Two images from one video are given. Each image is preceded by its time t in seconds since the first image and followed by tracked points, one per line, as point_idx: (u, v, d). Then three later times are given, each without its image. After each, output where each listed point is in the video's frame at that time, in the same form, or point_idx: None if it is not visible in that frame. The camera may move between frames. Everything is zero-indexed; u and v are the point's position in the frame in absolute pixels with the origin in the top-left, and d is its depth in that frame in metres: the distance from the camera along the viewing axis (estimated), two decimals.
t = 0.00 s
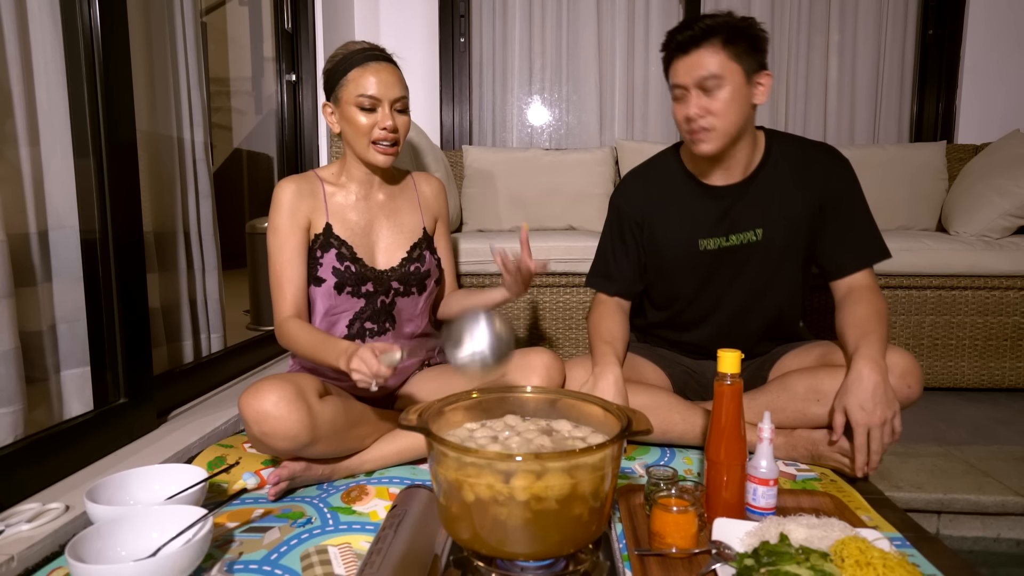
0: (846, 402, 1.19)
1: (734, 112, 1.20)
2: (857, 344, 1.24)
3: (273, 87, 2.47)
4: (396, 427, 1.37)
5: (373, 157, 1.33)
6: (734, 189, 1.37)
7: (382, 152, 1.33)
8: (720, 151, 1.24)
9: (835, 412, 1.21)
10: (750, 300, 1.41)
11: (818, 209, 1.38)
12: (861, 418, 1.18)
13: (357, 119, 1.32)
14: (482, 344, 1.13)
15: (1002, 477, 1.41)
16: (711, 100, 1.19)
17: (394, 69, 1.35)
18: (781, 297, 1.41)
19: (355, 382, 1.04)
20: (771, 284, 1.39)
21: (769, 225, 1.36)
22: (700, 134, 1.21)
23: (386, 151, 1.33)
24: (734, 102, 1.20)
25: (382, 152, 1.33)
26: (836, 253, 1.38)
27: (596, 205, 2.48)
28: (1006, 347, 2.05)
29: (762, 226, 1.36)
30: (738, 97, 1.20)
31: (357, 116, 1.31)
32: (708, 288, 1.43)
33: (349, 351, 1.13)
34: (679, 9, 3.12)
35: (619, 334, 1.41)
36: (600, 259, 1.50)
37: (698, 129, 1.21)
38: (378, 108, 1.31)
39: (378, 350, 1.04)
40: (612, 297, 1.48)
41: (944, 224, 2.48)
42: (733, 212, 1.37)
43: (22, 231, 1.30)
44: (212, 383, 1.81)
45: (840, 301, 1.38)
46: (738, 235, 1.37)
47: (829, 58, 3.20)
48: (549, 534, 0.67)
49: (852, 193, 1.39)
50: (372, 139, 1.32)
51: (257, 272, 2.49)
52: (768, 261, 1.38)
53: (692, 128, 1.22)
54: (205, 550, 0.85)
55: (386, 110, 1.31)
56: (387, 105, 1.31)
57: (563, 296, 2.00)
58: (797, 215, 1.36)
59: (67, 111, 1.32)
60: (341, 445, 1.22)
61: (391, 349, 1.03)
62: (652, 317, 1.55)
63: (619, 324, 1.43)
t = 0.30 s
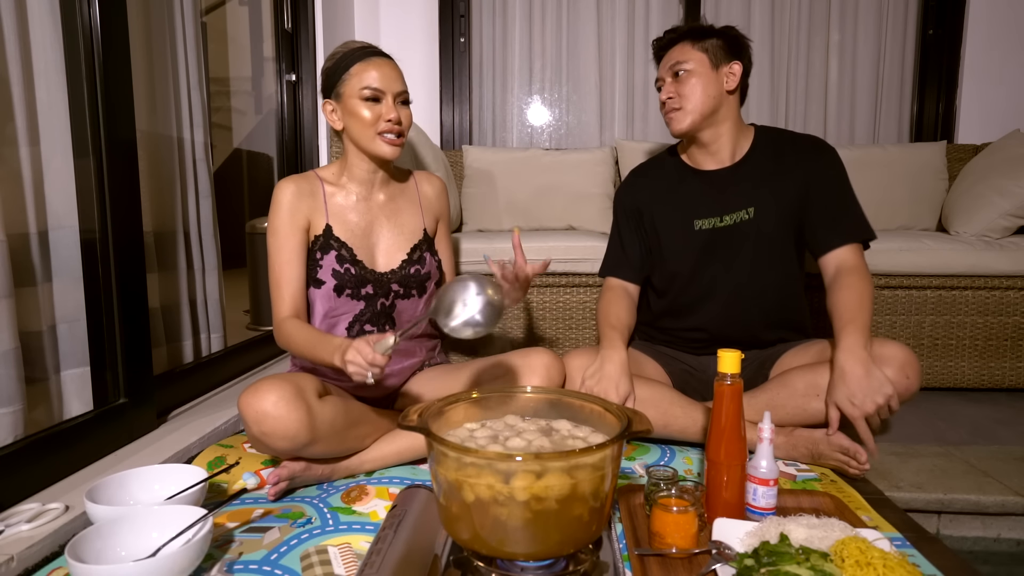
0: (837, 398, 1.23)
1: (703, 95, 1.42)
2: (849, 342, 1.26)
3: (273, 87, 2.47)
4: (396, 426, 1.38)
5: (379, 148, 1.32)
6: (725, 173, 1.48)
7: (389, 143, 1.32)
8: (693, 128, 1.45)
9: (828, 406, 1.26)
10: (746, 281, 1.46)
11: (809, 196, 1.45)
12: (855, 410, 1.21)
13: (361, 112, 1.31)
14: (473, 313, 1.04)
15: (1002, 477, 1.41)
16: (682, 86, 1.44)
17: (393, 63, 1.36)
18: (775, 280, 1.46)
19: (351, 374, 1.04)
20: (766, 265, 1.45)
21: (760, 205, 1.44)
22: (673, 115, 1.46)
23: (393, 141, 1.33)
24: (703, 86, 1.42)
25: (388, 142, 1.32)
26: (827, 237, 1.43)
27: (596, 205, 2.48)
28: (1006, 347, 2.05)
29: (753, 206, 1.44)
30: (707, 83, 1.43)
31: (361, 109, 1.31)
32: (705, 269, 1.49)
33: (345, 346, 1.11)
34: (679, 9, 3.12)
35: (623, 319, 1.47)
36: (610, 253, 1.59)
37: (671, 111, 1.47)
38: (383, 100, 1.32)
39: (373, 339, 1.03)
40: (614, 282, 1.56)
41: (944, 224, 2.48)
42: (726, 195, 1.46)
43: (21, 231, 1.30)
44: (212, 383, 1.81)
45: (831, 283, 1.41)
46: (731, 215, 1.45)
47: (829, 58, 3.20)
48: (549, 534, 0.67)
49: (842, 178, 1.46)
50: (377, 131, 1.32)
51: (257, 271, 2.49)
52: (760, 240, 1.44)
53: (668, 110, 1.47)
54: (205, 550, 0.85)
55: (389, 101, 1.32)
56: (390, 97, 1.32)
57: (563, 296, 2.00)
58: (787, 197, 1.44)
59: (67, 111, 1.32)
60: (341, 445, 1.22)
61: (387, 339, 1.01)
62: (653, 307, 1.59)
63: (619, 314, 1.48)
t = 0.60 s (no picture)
0: (835, 382, 1.23)
1: (709, 92, 1.44)
2: (846, 331, 1.27)
3: (273, 87, 2.48)
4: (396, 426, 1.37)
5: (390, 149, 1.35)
6: (730, 168, 1.49)
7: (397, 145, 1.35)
8: (699, 125, 1.46)
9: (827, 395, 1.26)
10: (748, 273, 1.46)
11: (812, 191, 1.46)
12: (852, 399, 1.21)
13: (371, 112, 1.32)
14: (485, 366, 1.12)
15: (1002, 477, 1.41)
16: (688, 84, 1.46)
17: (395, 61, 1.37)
18: (776, 274, 1.46)
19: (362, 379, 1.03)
20: (770, 258, 1.46)
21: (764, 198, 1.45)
22: (680, 113, 1.48)
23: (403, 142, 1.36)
24: (708, 84, 1.45)
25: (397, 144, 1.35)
26: (826, 230, 1.45)
27: (596, 205, 2.47)
28: (1006, 346, 2.05)
29: (757, 198, 1.45)
30: (713, 81, 1.45)
31: (371, 108, 1.32)
32: (709, 262, 1.49)
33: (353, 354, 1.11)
34: (679, 9, 3.12)
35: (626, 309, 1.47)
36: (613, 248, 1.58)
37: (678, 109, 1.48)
38: (393, 100, 1.34)
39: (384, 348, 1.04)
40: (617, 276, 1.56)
41: (944, 224, 2.48)
42: (730, 187, 1.48)
43: (22, 230, 1.30)
44: (212, 383, 1.81)
45: (827, 276, 1.43)
46: (735, 207, 1.46)
47: (829, 58, 3.20)
48: (549, 534, 0.67)
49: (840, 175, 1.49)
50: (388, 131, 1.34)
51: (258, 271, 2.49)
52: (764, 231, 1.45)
53: (674, 108, 1.49)
54: (205, 550, 0.85)
55: (399, 103, 1.35)
56: (400, 98, 1.35)
57: (563, 296, 2.01)
58: (789, 188, 1.46)
59: (67, 112, 1.32)
60: (341, 445, 1.22)
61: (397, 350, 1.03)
62: (656, 302, 1.59)
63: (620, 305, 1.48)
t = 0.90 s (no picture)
0: (836, 388, 1.23)
1: (720, 96, 1.43)
2: (849, 336, 1.27)
3: (273, 87, 2.48)
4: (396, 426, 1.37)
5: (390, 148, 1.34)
6: (734, 172, 1.49)
7: (399, 145, 1.35)
8: (709, 129, 1.46)
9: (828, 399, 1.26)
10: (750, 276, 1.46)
11: (818, 197, 1.47)
12: (852, 405, 1.21)
13: (373, 111, 1.32)
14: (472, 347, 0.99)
15: (1002, 477, 1.41)
16: (700, 85, 1.44)
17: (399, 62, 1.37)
18: (778, 277, 1.46)
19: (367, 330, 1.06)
20: (772, 262, 1.46)
21: (768, 203, 1.45)
22: (689, 114, 1.47)
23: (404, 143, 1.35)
24: (720, 87, 1.43)
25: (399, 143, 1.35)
26: (831, 236, 1.45)
27: (596, 205, 2.47)
28: (1006, 346, 2.05)
29: (762, 203, 1.45)
30: (725, 85, 1.44)
31: (373, 107, 1.32)
32: (710, 264, 1.49)
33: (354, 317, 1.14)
34: (679, 9, 3.12)
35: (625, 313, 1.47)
36: (615, 246, 1.58)
37: (688, 110, 1.47)
38: (396, 100, 1.34)
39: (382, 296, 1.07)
40: (619, 275, 1.55)
41: (944, 224, 2.48)
42: (735, 191, 1.47)
43: (21, 231, 1.30)
44: (212, 383, 1.81)
45: (834, 284, 1.43)
46: (740, 211, 1.46)
47: (829, 58, 3.20)
48: (549, 534, 0.67)
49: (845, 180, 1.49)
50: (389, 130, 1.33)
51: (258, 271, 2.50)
52: (768, 236, 1.45)
53: (685, 108, 1.47)
54: (205, 550, 0.85)
55: (401, 102, 1.34)
56: (402, 98, 1.34)
57: (563, 296, 2.01)
58: (796, 194, 1.46)
59: (66, 112, 1.32)
60: (341, 445, 1.22)
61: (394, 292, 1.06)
62: (656, 303, 1.58)
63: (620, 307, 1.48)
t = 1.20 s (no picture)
0: (835, 398, 1.23)
1: (725, 116, 1.39)
2: (852, 344, 1.26)
3: (273, 87, 2.48)
4: (396, 426, 1.37)
5: (376, 147, 1.33)
6: (738, 174, 1.48)
7: (385, 142, 1.33)
8: (712, 148, 1.43)
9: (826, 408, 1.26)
10: (750, 278, 1.46)
11: (821, 200, 1.47)
12: (850, 416, 1.21)
13: (357, 110, 1.32)
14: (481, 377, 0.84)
15: (1002, 477, 1.41)
16: (705, 104, 1.38)
17: (387, 58, 1.36)
18: (779, 278, 1.46)
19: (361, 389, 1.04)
20: (774, 264, 1.46)
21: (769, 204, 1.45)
22: (693, 132, 1.42)
23: (389, 140, 1.33)
24: (726, 106, 1.38)
25: (383, 140, 1.32)
26: (833, 238, 1.45)
27: (596, 205, 2.47)
28: (1006, 347, 2.05)
29: (766, 206, 1.45)
30: (731, 103, 1.38)
31: (356, 107, 1.32)
32: (710, 264, 1.49)
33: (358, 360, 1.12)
34: (679, 9, 3.12)
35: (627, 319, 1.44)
36: (617, 242, 1.56)
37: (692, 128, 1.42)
38: (376, 96, 1.32)
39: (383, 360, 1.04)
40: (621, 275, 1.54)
41: (944, 224, 2.48)
42: (737, 193, 1.47)
43: (22, 231, 1.30)
44: (212, 383, 1.81)
45: (833, 287, 1.43)
46: (743, 214, 1.46)
47: (829, 58, 3.20)
48: (549, 534, 0.67)
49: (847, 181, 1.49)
50: (372, 128, 1.32)
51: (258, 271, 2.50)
52: (770, 239, 1.45)
53: (688, 125, 1.42)
54: (205, 550, 0.85)
55: (383, 97, 1.32)
56: (384, 93, 1.32)
57: (563, 296, 2.01)
58: (799, 197, 1.46)
59: (67, 113, 1.32)
60: (341, 445, 1.22)
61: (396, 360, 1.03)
62: (654, 304, 1.58)
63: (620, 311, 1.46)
